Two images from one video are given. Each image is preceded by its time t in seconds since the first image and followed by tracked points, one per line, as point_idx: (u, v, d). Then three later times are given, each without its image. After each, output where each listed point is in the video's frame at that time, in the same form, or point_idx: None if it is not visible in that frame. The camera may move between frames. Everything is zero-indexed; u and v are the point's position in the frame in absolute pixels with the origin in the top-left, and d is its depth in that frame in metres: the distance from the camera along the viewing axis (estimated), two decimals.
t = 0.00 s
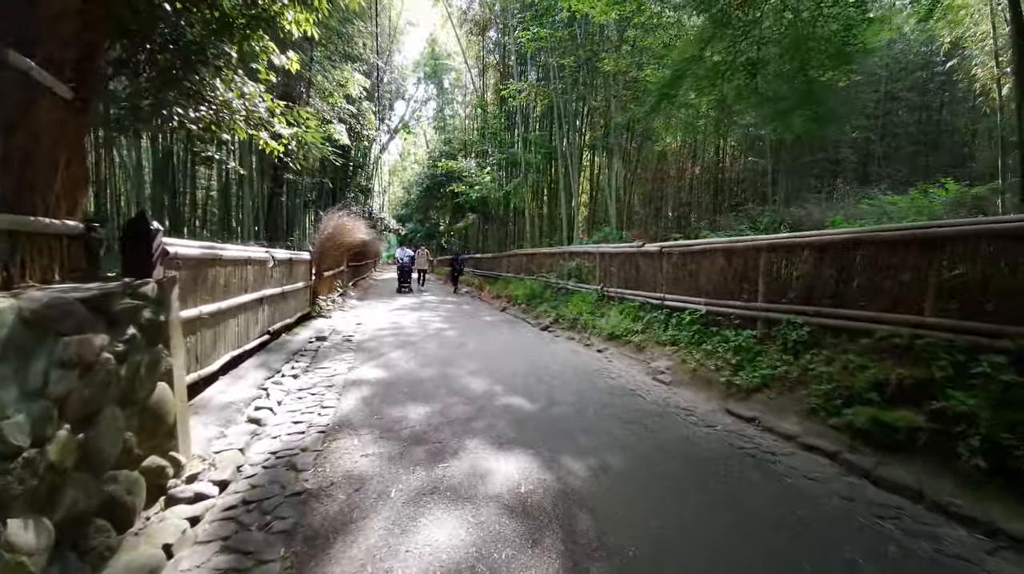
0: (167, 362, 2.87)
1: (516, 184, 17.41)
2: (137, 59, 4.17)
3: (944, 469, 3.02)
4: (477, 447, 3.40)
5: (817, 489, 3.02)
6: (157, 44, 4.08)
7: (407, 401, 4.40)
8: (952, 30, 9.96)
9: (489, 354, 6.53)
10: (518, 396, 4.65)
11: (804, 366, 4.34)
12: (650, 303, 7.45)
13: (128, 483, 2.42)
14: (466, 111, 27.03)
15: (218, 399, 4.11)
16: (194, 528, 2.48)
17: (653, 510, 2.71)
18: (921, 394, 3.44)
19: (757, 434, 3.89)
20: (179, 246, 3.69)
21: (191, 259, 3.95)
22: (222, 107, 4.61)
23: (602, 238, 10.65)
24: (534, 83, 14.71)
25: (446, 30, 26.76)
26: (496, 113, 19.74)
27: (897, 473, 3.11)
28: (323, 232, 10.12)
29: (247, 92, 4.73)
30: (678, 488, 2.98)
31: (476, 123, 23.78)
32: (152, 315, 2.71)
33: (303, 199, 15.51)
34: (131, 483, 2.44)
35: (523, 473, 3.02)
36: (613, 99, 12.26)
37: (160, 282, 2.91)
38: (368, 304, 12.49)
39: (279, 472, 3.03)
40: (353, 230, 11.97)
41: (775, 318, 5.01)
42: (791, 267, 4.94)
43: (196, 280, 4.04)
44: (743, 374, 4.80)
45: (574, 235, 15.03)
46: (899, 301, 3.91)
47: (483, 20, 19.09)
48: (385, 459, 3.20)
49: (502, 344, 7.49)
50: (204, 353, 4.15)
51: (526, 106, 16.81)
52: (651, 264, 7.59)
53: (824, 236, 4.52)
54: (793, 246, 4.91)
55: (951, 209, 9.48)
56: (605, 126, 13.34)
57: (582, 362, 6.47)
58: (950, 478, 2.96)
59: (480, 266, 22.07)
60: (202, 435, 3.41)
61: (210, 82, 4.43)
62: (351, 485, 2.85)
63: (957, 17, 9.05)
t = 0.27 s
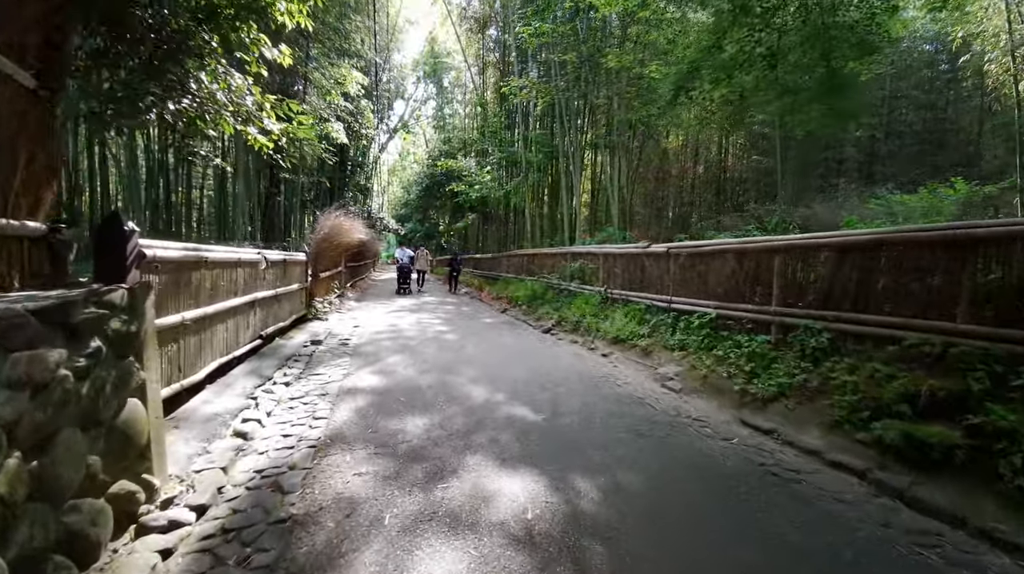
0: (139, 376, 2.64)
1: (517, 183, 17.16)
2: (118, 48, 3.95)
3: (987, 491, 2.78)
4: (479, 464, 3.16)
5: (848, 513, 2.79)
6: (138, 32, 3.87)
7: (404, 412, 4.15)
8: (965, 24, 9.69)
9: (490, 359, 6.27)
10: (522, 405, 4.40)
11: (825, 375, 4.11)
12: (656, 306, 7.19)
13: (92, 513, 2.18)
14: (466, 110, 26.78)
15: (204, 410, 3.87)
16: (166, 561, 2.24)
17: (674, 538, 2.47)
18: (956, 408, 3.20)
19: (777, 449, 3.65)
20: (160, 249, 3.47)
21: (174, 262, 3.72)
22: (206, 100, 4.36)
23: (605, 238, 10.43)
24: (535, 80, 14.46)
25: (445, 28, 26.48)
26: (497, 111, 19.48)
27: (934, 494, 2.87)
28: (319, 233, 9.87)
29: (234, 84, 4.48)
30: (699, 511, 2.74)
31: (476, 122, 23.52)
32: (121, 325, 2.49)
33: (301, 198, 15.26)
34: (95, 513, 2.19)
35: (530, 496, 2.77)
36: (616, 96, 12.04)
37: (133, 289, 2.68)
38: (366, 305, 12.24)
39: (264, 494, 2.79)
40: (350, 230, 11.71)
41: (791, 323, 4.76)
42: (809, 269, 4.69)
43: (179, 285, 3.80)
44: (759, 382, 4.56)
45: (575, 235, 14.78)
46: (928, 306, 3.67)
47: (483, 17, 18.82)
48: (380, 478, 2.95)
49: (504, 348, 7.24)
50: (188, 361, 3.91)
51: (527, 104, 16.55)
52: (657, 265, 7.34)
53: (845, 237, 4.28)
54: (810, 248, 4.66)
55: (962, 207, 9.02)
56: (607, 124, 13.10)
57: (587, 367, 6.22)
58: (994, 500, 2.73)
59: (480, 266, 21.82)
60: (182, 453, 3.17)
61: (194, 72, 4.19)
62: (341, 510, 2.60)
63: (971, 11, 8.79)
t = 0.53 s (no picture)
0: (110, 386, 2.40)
1: (518, 182, 16.92)
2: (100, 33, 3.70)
3: None
4: (485, 480, 2.90)
5: (893, 534, 2.54)
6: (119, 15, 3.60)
7: (404, 420, 3.89)
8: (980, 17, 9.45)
9: (493, 363, 6.01)
10: (529, 412, 4.15)
11: (853, 381, 3.86)
12: (665, 307, 6.94)
13: (53, 541, 1.92)
14: (466, 108, 26.53)
15: (189, 419, 3.62)
16: None
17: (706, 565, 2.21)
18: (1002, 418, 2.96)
19: (805, 460, 3.41)
20: (139, 246, 3.21)
21: (156, 261, 3.46)
22: (193, 87, 4.11)
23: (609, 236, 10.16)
24: (538, 76, 14.23)
25: (446, 27, 26.20)
26: (498, 109, 19.23)
27: (985, 514, 2.63)
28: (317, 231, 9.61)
29: (223, 72, 4.22)
30: (730, 533, 2.49)
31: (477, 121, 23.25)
32: (87, 329, 2.25)
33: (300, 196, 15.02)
34: (56, 541, 1.94)
35: (542, 516, 2.52)
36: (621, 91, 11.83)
37: (106, 288, 2.44)
38: (364, 306, 11.99)
39: (250, 515, 2.53)
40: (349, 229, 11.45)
41: (814, 326, 4.51)
42: (832, 268, 4.43)
43: (162, 285, 3.55)
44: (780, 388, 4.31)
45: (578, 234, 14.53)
46: (967, 308, 3.42)
47: (484, 14, 18.58)
48: (378, 496, 2.70)
49: (507, 350, 6.99)
50: (172, 366, 3.65)
51: (529, 101, 16.30)
52: (666, 265, 7.08)
53: (873, 233, 4.03)
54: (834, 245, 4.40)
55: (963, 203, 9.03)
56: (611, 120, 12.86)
57: (595, 371, 5.97)
58: None
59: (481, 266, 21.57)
60: (162, 468, 2.92)
61: (181, 59, 3.95)
62: (335, 534, 2.34)
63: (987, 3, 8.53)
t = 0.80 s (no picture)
0: (72, 405, 2.12)
1: (521, 181, 16.64)
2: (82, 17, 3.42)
3: None
4: (494, 504, 2.63)
5: (950, 567, 2.29)
6: None
7: (405, 433, 3.62)
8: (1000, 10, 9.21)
9: (498, 369, 5.73)
10: (539, 424, 3.87)
11: (888, 392, 3.60)
12: (677, 309, 6.66)
13: None
14: (468, 108, 26.26)
15: (174, 433, 3.35)
16: None
17: None
18: None
19: (841, 480, 3.15)
20: (114, 247, 2.93)
21: (136, 263, 3.18)
22: (177, 75, 3.83)
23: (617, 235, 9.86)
24: (542, 73, 13.96)
25: (446, 24, 25.88)
26: (500, 107, 18.92)
27: None
28: (316, 231, 9.32)
29: (210, 57, 3.92)
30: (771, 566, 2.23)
31: (478, 120, 22.97)
32: (43, 340, 1.97)
33: (298, 195, 14.74)
34: None
35: (560, 550, 2.25)
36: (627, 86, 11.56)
37: (69, 294, 2.16)
38: (364, 307, 11.72)
39: (233, 548, 2.26)
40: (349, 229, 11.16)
41: (842, 331, 4.23)
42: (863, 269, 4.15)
43: (143, 289, 3.28)
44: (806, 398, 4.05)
45: (582, 234, 14.24)
46: (1017, 314, 3.15)
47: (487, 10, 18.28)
48: (377, 524, 2.42)
49: (513, 354, 6.73)
50: (153, 376, 3.38)
51: (532, 99, 16.01)
52: (677, 266, 6.80)
53: (908, 233, 3.75)
54: (864, 245, 4.12)
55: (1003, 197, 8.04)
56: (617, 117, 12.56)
57: (605, 377, 5.70)
58: None
59: (482, 266, 21.26)
60: (139, 492, 2.65)
61: (162, 44, 3.66)
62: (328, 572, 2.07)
63: None
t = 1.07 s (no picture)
0: (28, 424, 1.88)
1: (521, 179, 16.39)
2: None
3: None
4: (502, 529, 2.38)
5: None
6: None
7: (404, 445, 3.37)
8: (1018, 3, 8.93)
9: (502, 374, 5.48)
10: (547, 435, 3.63)
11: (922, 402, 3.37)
12: (686, 311, 6.42)
13: None
14: (468, 107, 26.01)
15: (155, 447, 3.11)
16: None
17: None
18: None
19: (878, 499, 2.92)
20: (86, 247, 2.69)
21: (111, 265, 2.94)
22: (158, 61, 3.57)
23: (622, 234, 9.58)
24: (544, 69, 13.72)
25: (446, 22, 25.59)
26: (501, 105, 18.65)
27: None
28: (314, 232, 9.09)
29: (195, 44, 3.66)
30: None
31: (479, 118, 22.72)
32: None
33: (295, 194, 14.48)
34: None
35: None
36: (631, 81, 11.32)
37: (26, 299, 1.91)
38: (362, 308, 11.47)
39: None
40: (347, 229, 10.90)
41: (868, 336, 4.00)
42: (890, 270, 3.92)
43: (119, 293, 3.04)
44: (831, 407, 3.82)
45: (585, 234, 13.98)
46: None
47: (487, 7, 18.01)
48: (373, 553, 2.18)
49: (516, 358, 6.48)
50: (131, 386, 3.14)
51: (533, 96, 15.74)
52: (686, 266, 6.56)
53: (942, 232, 3.52)
54: (892, 245, 3.89)
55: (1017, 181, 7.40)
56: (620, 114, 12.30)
57: (613, 382, 5.46)
58: None
59: (483, 267, 20.98)
60: (111, 515, 2.41)
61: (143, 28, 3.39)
62: None
63: None
